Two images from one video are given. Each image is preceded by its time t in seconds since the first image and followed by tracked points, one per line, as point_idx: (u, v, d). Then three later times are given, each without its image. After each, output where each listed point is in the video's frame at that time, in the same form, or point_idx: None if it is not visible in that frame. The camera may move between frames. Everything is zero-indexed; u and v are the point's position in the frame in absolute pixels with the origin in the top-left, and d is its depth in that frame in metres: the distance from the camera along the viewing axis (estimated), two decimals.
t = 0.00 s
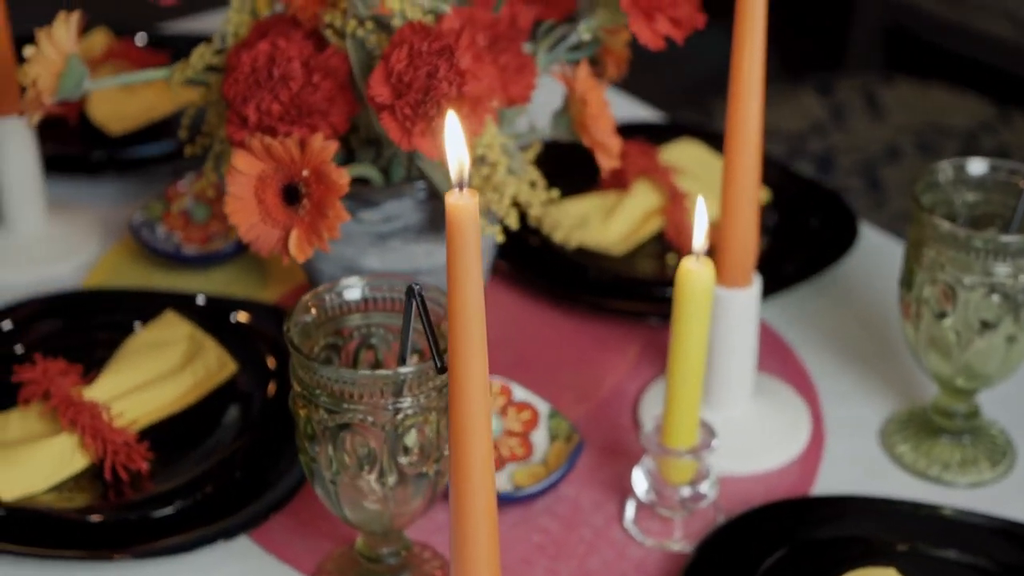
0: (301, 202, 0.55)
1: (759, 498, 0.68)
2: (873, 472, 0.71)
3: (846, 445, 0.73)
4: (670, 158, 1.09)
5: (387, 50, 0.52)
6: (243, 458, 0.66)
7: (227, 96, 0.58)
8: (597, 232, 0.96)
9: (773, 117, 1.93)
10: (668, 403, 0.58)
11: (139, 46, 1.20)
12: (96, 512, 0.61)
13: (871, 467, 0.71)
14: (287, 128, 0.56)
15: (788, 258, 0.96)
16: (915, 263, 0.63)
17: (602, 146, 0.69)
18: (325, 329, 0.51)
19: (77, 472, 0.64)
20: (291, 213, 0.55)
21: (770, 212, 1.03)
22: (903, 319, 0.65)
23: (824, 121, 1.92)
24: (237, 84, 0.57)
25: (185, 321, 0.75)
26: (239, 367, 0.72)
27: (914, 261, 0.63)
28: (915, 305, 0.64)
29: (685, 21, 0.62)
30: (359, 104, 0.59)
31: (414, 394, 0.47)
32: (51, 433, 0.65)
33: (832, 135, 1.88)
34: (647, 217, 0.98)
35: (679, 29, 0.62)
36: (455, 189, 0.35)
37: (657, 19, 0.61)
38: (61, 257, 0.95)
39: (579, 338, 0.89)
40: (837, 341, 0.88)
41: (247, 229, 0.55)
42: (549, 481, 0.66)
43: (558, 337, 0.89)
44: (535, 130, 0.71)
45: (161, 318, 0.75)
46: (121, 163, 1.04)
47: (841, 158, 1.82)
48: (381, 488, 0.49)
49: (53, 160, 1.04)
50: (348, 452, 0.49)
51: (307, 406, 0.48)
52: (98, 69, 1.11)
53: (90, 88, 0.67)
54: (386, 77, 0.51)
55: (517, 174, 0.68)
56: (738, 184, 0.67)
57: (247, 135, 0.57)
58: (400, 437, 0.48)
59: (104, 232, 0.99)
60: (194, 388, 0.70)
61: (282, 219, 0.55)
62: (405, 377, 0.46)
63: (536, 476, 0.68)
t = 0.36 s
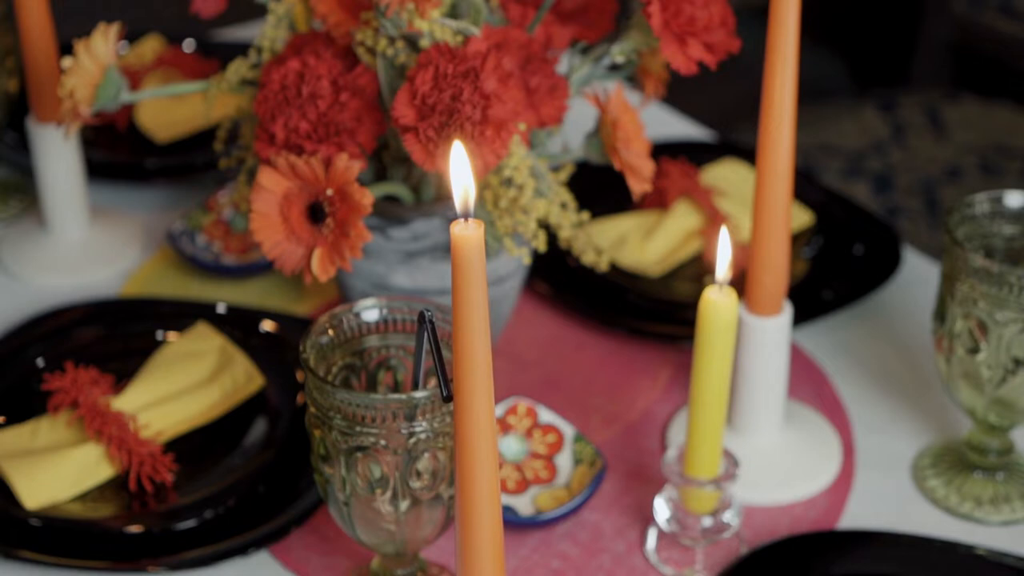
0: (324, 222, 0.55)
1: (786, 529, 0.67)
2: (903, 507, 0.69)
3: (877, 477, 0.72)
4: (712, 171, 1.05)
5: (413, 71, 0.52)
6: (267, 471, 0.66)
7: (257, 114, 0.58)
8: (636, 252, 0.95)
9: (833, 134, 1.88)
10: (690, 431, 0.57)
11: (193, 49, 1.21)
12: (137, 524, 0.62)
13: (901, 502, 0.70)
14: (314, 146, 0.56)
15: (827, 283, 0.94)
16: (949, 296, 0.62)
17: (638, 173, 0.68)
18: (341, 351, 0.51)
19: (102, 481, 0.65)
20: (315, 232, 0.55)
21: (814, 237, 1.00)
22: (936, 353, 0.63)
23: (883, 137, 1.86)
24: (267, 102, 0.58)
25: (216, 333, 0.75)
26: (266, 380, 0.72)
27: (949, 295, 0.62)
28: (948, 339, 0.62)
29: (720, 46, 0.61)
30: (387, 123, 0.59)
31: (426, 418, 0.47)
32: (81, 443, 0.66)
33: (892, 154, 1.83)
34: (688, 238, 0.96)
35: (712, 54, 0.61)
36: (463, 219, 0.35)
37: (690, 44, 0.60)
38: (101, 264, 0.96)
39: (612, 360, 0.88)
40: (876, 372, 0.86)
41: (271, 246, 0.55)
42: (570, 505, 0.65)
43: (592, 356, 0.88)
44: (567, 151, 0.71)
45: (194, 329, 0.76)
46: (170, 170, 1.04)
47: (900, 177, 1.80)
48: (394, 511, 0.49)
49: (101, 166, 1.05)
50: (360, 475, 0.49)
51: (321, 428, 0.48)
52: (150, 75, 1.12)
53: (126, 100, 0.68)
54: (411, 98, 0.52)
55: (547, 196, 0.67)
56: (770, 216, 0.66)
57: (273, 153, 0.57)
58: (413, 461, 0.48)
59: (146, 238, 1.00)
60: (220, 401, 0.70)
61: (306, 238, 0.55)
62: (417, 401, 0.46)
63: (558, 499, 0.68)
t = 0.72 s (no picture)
0: (342, 242, 0.54)
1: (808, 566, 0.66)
2: (932, 548, 0.67)
3: (907, 516, 0.70)
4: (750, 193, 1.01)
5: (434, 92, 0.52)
6: (283, 487, 0.66)
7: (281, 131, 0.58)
8: (670, 273, 0.91)
9: (896, 153, 1.82)
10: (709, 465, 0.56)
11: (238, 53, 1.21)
12: (167, 538, 0.62)
13: (931, 543, 0.68)
14: (335, 165, 0.56)
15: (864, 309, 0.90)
16: (982, 334, 0.60)
17: (666, 198, 0.67)
18: (352, 375, 0.50)
19: (118, 494, 0.65)
20: (333, 252, 0.55)
21: (856, 263, 0.95)
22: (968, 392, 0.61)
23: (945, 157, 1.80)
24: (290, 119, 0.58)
25: (241, 347, 0.75)
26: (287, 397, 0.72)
27: (982, 333, 0.60)
28: (980, 378, 0.60)
29: (751, 73, 0.60)
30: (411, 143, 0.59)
31: (433, 448, 0.46)
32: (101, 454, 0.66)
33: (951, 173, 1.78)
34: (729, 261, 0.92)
35: (742, 81, 0.60)
36: (461, 253, 0.34)
37: (720, 70, 0.59)
38: (135, 271, 0.95)
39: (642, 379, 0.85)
40: (912, 407, 0.83)
41: (289, 265, 0.55)
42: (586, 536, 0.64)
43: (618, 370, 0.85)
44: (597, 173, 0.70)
45: (218, 341, 0.75)
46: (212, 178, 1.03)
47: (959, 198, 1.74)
48: (401, 539, 0.48)
49: (143, 173, 1.04)
50: (367, 502, 0.48)
51: (328, 453, 0.48)
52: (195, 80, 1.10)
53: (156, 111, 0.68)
54: (430, 120, 0.51)
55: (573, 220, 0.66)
56: (797, 247, 0.65)
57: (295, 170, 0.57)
58: (420, 491, 0.48)
59: (180, 247, 0.98)
60: (240, 418, 0.70)
61: (324, 258, 0.54)
62: (424, 431, 0.45)
63: (576, 528, 0.67)
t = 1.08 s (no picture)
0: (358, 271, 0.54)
1: None
2: None
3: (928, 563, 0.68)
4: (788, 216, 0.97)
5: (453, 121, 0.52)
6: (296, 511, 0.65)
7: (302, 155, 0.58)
8: (702, 300, 0.87)
9: (953, 174, 1.83)
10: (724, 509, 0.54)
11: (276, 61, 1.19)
12: (192, 558, 0.61)
13: None
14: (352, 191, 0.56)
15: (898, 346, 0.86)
16: (1011, 381, 0.58)
17: (691, 229, 0.66)
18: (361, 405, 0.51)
19: (132, 513, 0.65)
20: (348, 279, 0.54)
21: (896, 296, 0.90)
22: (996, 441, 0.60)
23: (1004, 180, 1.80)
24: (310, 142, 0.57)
25: (263, 364, 0.75)
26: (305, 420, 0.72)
27: (1012, 380, 0.58)
28: (1008, 426, 0.58)
29: (781, 105, 0.59)
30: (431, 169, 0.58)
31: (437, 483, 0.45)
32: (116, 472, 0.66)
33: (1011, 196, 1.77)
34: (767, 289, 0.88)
35: (771, 113, 0.58)
36: (458, 297, 0.34)
37: (748, 102, 0.58)
38: (164, 282, 0.92)
39: (676, 408, 0.81)
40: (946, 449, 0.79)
41: (305, 290, 0.55)
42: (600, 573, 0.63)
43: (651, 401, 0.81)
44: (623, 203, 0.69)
45: (242, 359, 0.75)
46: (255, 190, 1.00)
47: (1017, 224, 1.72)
48: None
49: (185, 184, 1.01)
50: (369, 536, 0.47)
51: (332, 487, 0.47)
52: (233, 88, 1.06)
53: (183, 126, 0.68)
54: (447, 149, 0.51)
55: (596, 250, 0.65)
56: (825, 287, 0.62)
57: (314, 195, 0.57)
58: (423, 528, 0.47)
59: (212, 261, 0.95)
60: (256, 440, 0.70)
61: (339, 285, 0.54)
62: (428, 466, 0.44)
63: (591, 563, 0.65)
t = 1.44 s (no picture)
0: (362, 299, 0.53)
1: None
2: None
3: None
4: (818, 242, 0.93)
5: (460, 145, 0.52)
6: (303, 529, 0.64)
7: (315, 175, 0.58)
8: (727, 328, 0.82)
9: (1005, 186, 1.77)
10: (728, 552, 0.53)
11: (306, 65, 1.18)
12: None
13: None
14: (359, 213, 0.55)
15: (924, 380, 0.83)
16: None
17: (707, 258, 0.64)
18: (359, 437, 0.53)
19: (135, 532, 0.64)
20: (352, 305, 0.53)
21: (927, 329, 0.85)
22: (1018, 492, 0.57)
23: None
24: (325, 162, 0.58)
25: (272, 384, 0.73)
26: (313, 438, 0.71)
27: None
28: None
29: (802, 138, 0.57)
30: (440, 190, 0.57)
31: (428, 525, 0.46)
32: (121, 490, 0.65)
33: None
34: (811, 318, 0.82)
35: (790, 146, 0.57)
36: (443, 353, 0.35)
37: (766, 134, 0.56)
38: (180, 295, 0.88)
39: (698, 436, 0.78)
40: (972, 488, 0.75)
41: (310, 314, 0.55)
42: None
43: (672, 427, 0.78)
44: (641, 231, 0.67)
45: (251, 378, 0.74)
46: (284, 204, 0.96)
47: None
48: None
49: (216, 193, 0.98)
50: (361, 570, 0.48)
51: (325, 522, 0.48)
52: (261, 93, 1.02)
53: (200, 140, 0.67)
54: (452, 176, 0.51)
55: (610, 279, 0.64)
56: (841, 321, 0.60)
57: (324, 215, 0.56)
58: (416, 564, 0.48)
59: (230, 275, 0.91)
60: (262, 459, 0.69)
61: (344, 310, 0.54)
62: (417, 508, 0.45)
63: None
